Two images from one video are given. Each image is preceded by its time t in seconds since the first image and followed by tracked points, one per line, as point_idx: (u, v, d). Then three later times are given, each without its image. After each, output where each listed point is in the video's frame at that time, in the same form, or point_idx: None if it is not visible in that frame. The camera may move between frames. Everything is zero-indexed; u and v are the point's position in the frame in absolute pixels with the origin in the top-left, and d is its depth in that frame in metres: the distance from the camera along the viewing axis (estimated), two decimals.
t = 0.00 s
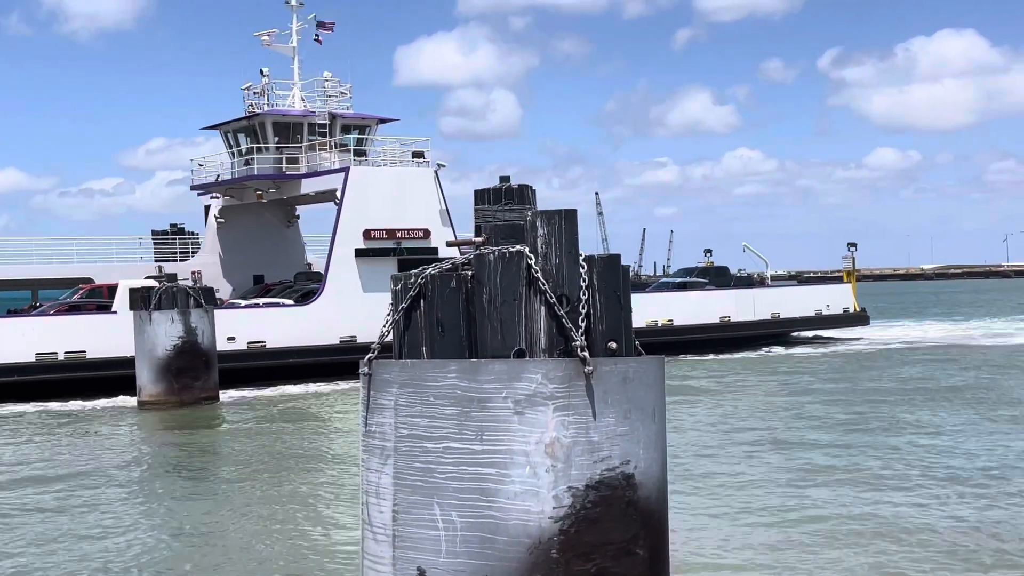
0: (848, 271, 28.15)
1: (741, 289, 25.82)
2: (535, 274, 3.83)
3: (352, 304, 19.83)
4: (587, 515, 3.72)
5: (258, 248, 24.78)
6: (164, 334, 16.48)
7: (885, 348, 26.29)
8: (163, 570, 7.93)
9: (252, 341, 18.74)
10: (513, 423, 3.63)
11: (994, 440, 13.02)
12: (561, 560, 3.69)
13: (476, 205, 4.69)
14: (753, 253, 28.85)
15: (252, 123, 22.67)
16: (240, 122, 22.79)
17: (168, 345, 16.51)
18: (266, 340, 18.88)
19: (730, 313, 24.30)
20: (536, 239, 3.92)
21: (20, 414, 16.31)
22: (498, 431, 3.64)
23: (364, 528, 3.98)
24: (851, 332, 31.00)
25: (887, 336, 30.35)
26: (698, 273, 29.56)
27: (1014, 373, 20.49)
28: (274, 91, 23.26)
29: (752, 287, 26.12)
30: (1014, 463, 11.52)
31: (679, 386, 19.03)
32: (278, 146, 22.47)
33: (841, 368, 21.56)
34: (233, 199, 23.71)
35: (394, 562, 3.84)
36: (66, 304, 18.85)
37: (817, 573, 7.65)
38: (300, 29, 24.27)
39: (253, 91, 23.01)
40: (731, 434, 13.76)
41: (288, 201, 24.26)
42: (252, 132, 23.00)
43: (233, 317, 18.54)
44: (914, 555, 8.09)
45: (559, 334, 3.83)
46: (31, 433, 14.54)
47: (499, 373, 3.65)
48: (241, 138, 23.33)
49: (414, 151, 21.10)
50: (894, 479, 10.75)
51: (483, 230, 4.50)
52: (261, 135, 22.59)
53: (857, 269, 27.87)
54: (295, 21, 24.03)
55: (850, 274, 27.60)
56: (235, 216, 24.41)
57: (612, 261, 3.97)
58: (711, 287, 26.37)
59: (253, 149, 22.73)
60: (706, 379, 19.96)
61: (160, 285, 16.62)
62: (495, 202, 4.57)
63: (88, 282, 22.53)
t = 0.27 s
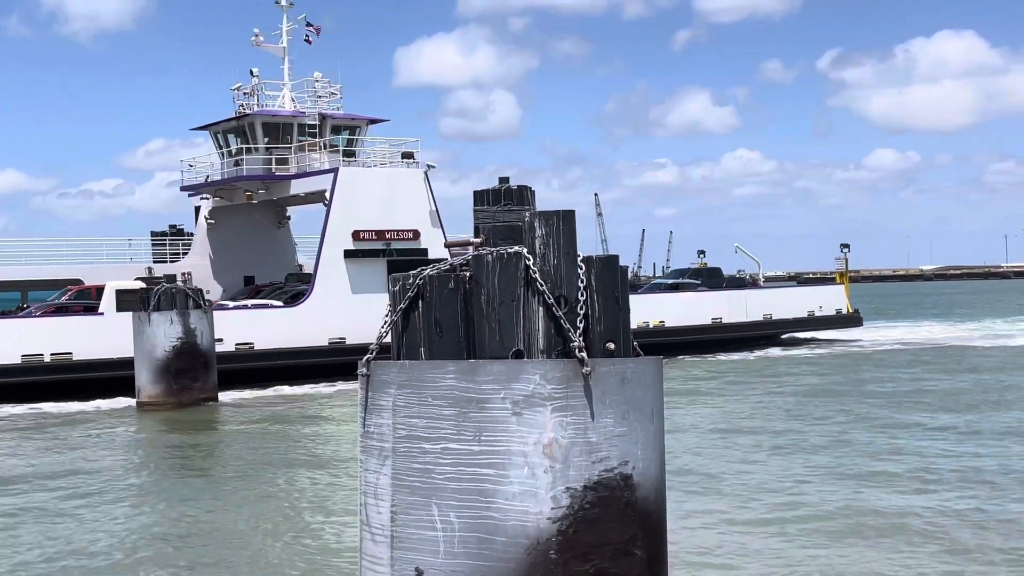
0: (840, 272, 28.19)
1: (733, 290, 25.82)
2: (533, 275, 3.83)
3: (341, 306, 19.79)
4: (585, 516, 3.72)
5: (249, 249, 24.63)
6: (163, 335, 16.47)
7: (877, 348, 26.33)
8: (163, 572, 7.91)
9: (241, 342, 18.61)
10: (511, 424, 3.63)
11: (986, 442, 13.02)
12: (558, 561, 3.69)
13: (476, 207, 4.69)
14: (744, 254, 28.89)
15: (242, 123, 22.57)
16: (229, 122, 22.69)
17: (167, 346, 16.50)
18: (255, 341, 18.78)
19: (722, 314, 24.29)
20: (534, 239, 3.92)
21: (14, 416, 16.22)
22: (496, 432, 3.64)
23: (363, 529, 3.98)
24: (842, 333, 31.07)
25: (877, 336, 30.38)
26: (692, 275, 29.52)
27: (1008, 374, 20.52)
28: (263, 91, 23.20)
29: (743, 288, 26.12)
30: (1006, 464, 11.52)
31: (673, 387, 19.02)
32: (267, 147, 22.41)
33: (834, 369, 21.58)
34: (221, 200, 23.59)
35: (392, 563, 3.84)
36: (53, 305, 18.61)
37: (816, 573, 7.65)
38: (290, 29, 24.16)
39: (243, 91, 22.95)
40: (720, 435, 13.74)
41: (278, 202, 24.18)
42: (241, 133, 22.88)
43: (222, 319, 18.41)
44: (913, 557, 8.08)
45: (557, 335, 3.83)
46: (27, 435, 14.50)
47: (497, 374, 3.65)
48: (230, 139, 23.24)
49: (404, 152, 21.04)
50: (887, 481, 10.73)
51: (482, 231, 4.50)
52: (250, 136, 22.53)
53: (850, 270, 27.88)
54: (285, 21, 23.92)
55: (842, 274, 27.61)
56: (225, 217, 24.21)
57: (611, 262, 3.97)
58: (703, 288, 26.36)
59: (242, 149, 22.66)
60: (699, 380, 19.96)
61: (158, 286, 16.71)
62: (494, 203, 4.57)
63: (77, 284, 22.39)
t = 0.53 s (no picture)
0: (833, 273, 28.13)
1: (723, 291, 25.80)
2: (532, 276, 3.83)
3: (328, 307, 19.64)
4: (583, 517, 3.71)
5: (237, 250, 24.56)
6: (162, 335, 16.46)
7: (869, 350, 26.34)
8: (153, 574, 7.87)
9: (227, 343, 18.52)
10: (510, 424, 3.63)
11: (977, 443, 13.01)
12: (557, 562, 3.69)
13: (475, 207, 4.69)
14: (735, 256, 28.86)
15: (229, 123, 22.51)
16: (217, 122, 22.64)
17: (167, 346, 16.49)
18: (239, 343, 18.68)
19: (713, 315, 24.25)
20: (532, 240, 3.91)
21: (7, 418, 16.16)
22: (495, 433, 3.64)
23: (362, 529, 3.98)
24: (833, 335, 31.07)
25: (868, 338, 30.38)
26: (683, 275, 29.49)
27: (1001, 376, 20.52)
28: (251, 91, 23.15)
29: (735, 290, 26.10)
30: (997, 465, 11.51)
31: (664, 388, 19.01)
32: (254, 147, 22.37)
33: (825, 371, 21.58)
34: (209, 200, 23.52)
35: (391, 563, 3.84)
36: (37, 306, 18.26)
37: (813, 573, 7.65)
38: (279, 29, 24.10)
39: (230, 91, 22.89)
40: (708, 436, 13.72)
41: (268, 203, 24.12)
42: (229, 133, 22.81)
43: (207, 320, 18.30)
44: (908, 558, 8.06)
45: (556, 335, 3.83)
46: (24, 436, 14.48)
47: (496, 374, 3.65)
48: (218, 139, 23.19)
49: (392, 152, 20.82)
50: (879, 482, 10.72)
51: (481, 232, 4.50)
52: (237, 136, 22.48)
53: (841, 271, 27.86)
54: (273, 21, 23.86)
55: (833, 275, 27.58)
56: (213, 218, 24.18)
57: (609, 262, 3.98)
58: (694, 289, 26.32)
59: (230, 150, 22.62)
60: (691, 381, 19.95)
61: (156, 287, 16.72)
62: (494, 204, 4.57)
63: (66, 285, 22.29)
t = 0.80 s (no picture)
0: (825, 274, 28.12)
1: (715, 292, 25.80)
2: (530, 275, 3.84)
3: (316, 307, 19.60)
4: (582, 516, 3.72)
5: (226, 251, 24.57)
6: (161, 335, 16.46)
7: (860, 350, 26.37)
8: None
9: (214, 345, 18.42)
10: (508, 424, 3.63)
11: (967, 443, 13.01)
12: (555, 561, 3.69)
13: (475, 208, 4.70)
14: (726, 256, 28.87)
15: (218, 123, 22.46)
16: (205, 122, 22.57)
17: (167, 347, 16.49)
18: (227, 344, 18.58)
19: (704, 316, 24.21)
20: (531, 240, 3.92)
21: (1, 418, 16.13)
22: (493, 432, 3.64)
23: (360, 529, 3.98)
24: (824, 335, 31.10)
25: (858, 338, 30.41)
26: (675, 276, 29.49)
27: (993, 376, 20.55)
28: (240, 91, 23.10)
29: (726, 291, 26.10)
30: (988, 466, 11.51)
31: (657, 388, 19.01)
32: (243, 147, 22.33)
33: (817, 371, 21.59)
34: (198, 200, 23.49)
35: (389, 563, 3.85)
36: (22, 306, 18.14)
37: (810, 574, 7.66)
38: (267, 28, 24.03)
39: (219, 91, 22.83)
40: (697, 437, 13.71)
41: (258, 203, 24.09)
42: (218, 133, 22.76)
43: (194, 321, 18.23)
44: (904, 559, 8.05)
45: (554, 335, 3.83)
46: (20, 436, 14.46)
47: (494, 374, 3.65)
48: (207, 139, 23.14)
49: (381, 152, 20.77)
50: (871, 483, 10.71)
51: (480, 232, 4.50)
52: (225, 136, 22.43)
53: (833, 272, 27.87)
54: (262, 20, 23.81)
55: (825, 276, 27.59)
56: (203, 219, 24.15)
57: (607, 262, 3.98)
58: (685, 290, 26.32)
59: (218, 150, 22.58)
60: (684, 382, 19.95)
61: (156, 286, 16.71)
62: (493, 204, 4.58)
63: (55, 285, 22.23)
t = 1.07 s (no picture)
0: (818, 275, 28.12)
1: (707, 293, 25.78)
2: (529, 275, 3.83)
3: (305, 307, 19.57)
4: (580, 516, 3.72)
5: (217, 251, 24.48)
6: (161, 335, 16.46)
7: (853, 352, 26.38)
8: None
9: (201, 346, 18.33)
10: (506, 424, 3.63)
11: (956, 444, 13.05)
12: (554, 561, 3.69)
13: (474, 208, 4.70)
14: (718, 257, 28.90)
15: (208, 123, 22.41)
16: (195, 122, 22.54)
17: (166, 347, 16.49)
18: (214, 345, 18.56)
19: (694, 317, 24.14)
20: (530, 240, 3.92)
21: None
22: (492, 432, 3.64)
23: (358, 529, 3.98)
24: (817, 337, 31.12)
25: (849, 340, 30.46)
26: (668, 278, 29.50)
27: (986, 377, 20.60)
28: (231, 91, 23.07)
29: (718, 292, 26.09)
30: (979, 466, 11.53)
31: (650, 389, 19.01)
32: (233, 147, 22.28)
33: (810, 372, 21.61)
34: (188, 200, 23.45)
35: (388, 562, 3.85)
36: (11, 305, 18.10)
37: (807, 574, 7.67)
38: (256, 28, 24.02)
39: (209, 91, 22.81)
40: (687, 438, 13.69)
41: (248, 203, 24.06)
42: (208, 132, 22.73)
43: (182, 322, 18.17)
44: (897, 559, 8.06)
45: (553, 335, 3.82)
46: (18, 435, 14.46)
47: (493, 374, 3.65)
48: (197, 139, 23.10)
49: (369, 153, 20.90)
50: (861, 483, 10.73)
51: (480, 232, 4.50)
52: (215, 136, 22.37)
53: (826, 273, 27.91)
54: (252, 20, 23.80)
55: (817, 278, 27.62)
56: (194, 219, 24.20)
57: (607, 262, 3.97)
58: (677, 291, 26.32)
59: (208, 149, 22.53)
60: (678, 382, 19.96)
61: (156, 285, 16.73)
62: (493, 205, 4.58)
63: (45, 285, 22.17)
